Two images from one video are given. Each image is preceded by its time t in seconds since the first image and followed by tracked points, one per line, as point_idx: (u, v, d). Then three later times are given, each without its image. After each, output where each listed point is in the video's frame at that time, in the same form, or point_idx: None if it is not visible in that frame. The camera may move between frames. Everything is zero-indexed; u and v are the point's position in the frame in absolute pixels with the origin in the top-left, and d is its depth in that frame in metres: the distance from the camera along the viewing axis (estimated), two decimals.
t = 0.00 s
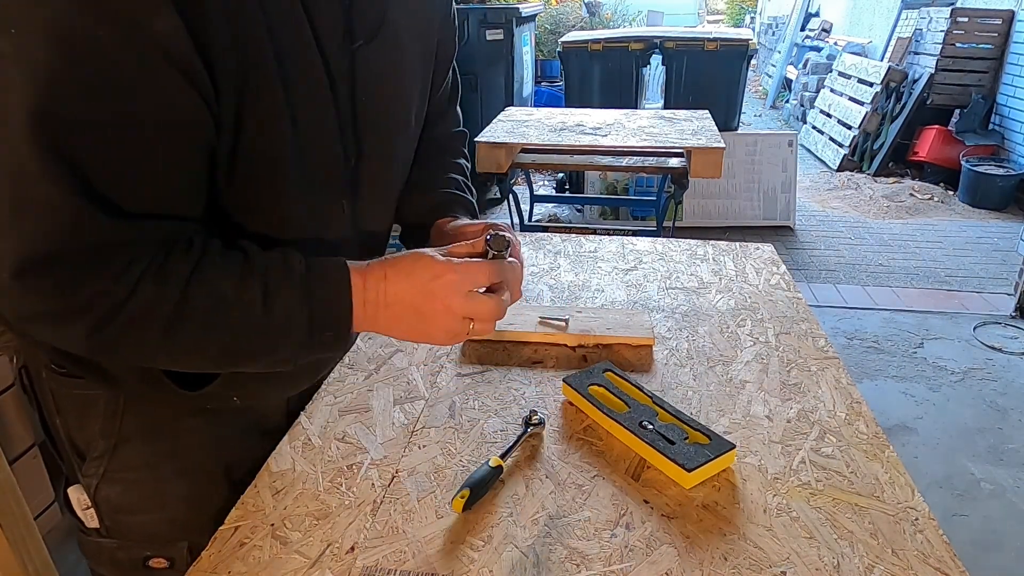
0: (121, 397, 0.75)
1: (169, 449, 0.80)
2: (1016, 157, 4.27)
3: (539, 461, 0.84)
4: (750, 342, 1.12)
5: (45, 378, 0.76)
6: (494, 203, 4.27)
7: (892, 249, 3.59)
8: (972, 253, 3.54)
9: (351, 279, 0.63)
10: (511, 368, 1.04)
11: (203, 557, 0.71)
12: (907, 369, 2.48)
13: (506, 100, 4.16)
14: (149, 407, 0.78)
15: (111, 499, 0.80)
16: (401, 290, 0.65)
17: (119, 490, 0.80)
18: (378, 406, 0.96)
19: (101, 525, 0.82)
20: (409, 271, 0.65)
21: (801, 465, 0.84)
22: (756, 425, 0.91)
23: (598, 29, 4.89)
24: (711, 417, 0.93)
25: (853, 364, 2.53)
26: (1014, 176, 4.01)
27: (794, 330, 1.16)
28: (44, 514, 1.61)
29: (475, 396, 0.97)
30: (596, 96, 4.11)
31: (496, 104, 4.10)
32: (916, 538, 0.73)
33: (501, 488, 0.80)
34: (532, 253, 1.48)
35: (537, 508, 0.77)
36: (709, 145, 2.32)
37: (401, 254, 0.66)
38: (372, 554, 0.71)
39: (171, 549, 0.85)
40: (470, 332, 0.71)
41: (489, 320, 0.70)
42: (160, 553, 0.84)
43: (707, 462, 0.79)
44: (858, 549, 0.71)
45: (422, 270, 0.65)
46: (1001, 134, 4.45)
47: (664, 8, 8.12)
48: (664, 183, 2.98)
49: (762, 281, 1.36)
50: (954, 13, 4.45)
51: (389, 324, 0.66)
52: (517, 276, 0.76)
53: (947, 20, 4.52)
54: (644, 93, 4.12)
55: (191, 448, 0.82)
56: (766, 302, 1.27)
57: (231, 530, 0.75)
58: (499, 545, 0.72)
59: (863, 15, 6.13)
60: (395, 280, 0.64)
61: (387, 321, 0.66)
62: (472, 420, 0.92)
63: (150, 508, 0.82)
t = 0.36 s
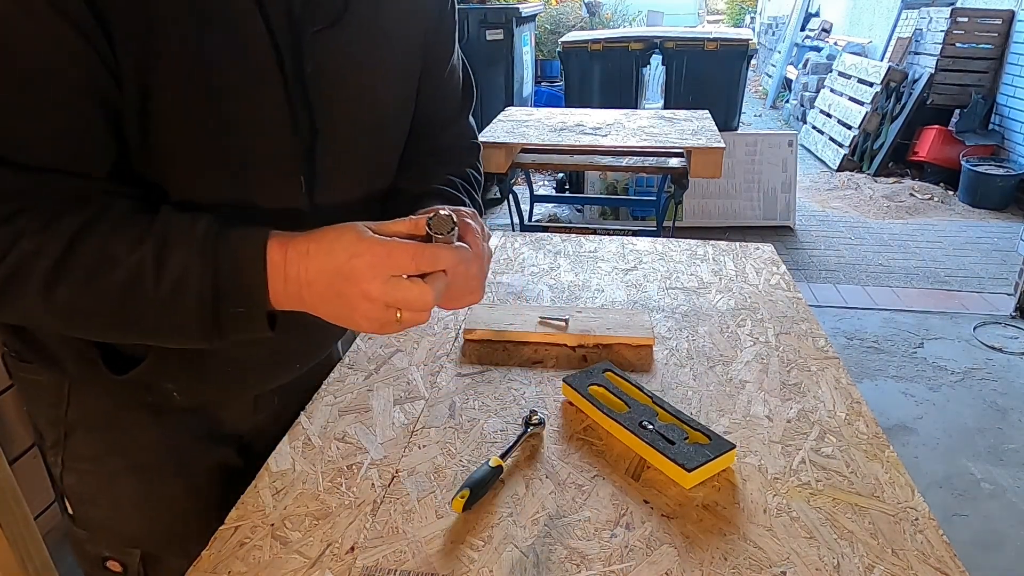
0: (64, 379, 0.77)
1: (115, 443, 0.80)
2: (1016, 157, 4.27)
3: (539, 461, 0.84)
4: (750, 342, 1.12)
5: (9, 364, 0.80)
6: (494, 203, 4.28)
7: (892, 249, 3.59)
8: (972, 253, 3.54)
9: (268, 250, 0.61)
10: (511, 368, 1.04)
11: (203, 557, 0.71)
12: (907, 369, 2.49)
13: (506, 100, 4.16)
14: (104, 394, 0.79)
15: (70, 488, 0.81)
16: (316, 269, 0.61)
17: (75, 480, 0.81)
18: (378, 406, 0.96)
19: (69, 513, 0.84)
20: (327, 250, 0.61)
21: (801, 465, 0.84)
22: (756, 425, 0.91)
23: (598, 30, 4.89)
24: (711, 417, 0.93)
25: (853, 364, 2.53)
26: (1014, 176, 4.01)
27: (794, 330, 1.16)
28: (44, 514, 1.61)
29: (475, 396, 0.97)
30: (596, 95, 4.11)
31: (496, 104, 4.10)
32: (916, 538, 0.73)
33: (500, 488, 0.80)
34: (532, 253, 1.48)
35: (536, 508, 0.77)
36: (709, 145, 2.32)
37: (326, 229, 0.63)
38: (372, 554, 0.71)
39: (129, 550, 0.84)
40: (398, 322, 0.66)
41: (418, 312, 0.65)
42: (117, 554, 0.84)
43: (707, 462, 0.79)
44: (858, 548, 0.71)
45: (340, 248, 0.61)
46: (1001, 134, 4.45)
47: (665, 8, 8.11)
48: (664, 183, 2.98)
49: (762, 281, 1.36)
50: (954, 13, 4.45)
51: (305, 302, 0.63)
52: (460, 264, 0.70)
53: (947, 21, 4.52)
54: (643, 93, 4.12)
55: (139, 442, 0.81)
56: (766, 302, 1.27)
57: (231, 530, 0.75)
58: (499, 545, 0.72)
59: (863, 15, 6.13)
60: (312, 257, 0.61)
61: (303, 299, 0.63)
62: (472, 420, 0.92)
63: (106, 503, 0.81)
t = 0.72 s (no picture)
0: None
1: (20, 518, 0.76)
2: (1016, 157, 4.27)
3: (538, 461, 0.84)
4: (750, 341, 1.12)
5: None
6: (494, 203, 4.28)
7: (892, 249, 3.59)
8: (972, 253, 3.53)
9: (165, 276, 0.55)
10: (511, 368, 1.04)
11: (201, 557, 0.71)
12: (907, 369, 2.49)
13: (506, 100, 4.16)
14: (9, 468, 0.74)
15: None
16: (232, 287, 0.56)
17: None
18: (378, 406, 0.96)
19: None
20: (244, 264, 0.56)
21: (801, 465, 0.84)
22: (756, 425, 0.91)
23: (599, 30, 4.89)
24: (711, 417, 0.93)
25: (853, 364, 2.53)
26: (1014, 176, 4.00)
27: (794, 330, 1.16)
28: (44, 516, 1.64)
29: (475, 396, 0.97)
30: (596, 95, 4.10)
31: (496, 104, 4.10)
32: (916, 538, 0.73)
33: (500, 488, 0.80)
34: (532, 253, 1.48)
35: (535, 509, 0.77)
36: (709, 145, 2.32)
37: (239, 241, 0.57)
38: (371, 554, 0.71)
39: None
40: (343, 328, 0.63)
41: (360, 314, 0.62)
42: None
43: (707, 462, 0.79)
44: (858, 548, 0.71)
45: (257, 261, 0.56)
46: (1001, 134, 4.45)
47: (665, 8, 8.11)
48: (664, 183, 2.98)
49: (762, 281, 1.36)
50: (954, 13, 4.45)
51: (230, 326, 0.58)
52: (401, 262, 0.66)
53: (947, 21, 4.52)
54: (643, 93, 4.11)
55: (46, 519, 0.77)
56: (766, 301, 1.27)
57: (230, 530, 0.75)
58: (499, 545, 0.72)
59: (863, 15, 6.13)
60: (224, 276, 0.56)
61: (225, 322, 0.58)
62: (472, 420, 0.92)
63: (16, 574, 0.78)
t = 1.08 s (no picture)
0: None
1: None
2: (1016, 157, 4.27)
3: (538, 461, 0.84)
4: (750, 342, 1.12)
5: None
6: (495, 203, 4.28)
7: (892, 249, 3.59)
8: (972, 253, 3.54)
9: (26, 296, 0.49)
10: (511, 368, 1.04)
11: (201, 558, 0.71)
12: (907, 369, 2.49)
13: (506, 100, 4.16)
14: None
15: None
16: (122, 297, 0.52)
17: None
18: (378, 406, 0.96)
19: None
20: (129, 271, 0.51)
21: (801, 465, 0.84)
22: (756, 425, 0.91)
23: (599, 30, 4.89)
24: (711, 417, 0.93)
25: (853, 364, 2.53)
26: (1014, 176, 4.00)
27: (794, 330, 1.16)
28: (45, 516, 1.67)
29: (475, 396, 0.97)
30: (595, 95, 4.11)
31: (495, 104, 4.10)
32: (916, 538, 0.73)
33: (500, 488, 0.80)
34: (532, 253, 1.49)
35: (535, 509, 0.77)
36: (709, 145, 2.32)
37: (125, 242, 0.52)
38: (372, 554, 0.71)
39: None
40: (260, 323, 0.60)
41: (277, 304, 0.59)
42: None
43: (707, 462, 0.79)
44: (859, 548, 0.71)
45: (153, 266, 0.52)
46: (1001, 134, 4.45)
47: (665, 8, 8.12)
48: (664, 183, 2.98)
49: (763, 281, 1.36)
50: (954, 13, 4.45)
51: (123, 342, 0.54)
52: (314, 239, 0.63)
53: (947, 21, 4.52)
54: (643, 93, 4.12)
55: None
56: (766, 301, 1.27)
57: (230, 530, 0.75)
58: (499, 545, 0.72)
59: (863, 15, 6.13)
60: (109, 285, 0.51)
61: (117, 341, 0.53)
62: (472, 420, 0.92)
63: None
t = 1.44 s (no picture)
0: None
1: None
2: (1016, 157, 4.27)
3: (538, 461, 0.84)
4: (750, 341, 1.12)
5: None
6: (494, 203, 4.28)
7: (892, 249, 3.59)
8: (972, 253, 3.53)
9: None
10: (511, 368, 1.04)
11: (201, 557, 0.71)
12: (907, 369, 2.49)
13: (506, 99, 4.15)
14: None
15: None
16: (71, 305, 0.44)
17: None
18: (378, 405, 0.96)
19: None
20: (76, 268, 0.44)
21: (801, 465, 0.84)
22: (756, 425, 0.91)
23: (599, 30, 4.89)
24: (711, 417, 0.93)
25: (853, 363, 2.53)
26: (1014, 176, 4.00)
27: (793, 330, 1.16)
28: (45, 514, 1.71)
29: (475, 396, 0.97)
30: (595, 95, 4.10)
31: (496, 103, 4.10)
32: (916, 538, 0.73)
33: (500, 488, 0.80)
34: (532, 253, 1.48)
35: (536, 509, 0.77)
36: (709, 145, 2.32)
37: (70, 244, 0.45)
38: (372, 554, 0.71)
39: None
40: (236, 336, 0.50)
41: (256, 307, 0.50)
42: None
43: (708, 462, 0.79)
44: (859, 548, 0.72)
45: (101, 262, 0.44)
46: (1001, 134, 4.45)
47: (665, 8, 8.12)
48: (664, 183, 2.98)
49: (762, 281, 1.36)
50: (954, 13, 4.45)
51: (78, 365, 0.46)
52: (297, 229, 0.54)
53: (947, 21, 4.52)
54: (643, 93, 4.12)
55: None
56: (766, 301, 1.27)
57: (230, 530, 0.75)
58: (499, 545, 0.72)
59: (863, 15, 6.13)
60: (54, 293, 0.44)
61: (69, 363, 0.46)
62: (472, 420, 0.92)
63: None
